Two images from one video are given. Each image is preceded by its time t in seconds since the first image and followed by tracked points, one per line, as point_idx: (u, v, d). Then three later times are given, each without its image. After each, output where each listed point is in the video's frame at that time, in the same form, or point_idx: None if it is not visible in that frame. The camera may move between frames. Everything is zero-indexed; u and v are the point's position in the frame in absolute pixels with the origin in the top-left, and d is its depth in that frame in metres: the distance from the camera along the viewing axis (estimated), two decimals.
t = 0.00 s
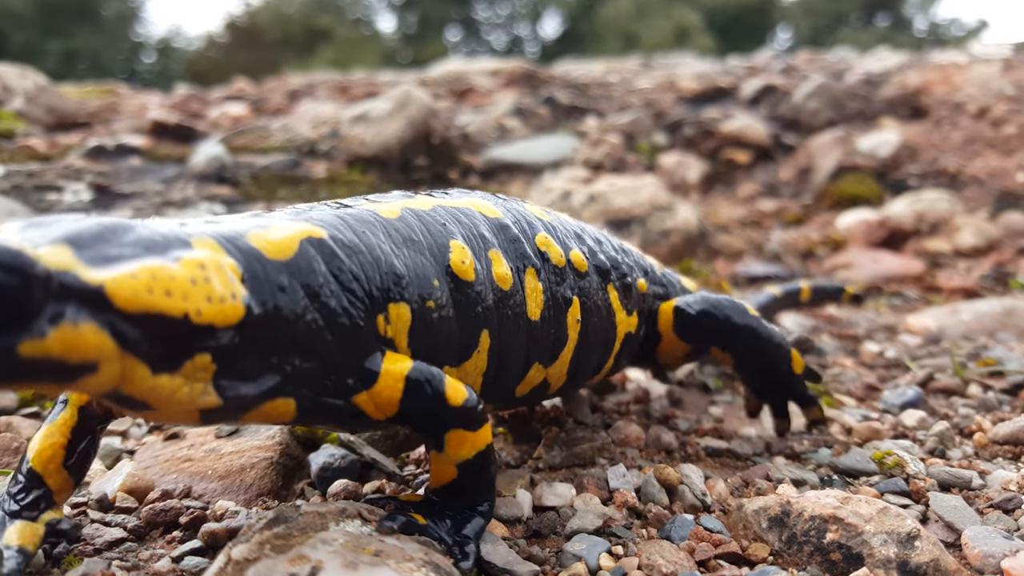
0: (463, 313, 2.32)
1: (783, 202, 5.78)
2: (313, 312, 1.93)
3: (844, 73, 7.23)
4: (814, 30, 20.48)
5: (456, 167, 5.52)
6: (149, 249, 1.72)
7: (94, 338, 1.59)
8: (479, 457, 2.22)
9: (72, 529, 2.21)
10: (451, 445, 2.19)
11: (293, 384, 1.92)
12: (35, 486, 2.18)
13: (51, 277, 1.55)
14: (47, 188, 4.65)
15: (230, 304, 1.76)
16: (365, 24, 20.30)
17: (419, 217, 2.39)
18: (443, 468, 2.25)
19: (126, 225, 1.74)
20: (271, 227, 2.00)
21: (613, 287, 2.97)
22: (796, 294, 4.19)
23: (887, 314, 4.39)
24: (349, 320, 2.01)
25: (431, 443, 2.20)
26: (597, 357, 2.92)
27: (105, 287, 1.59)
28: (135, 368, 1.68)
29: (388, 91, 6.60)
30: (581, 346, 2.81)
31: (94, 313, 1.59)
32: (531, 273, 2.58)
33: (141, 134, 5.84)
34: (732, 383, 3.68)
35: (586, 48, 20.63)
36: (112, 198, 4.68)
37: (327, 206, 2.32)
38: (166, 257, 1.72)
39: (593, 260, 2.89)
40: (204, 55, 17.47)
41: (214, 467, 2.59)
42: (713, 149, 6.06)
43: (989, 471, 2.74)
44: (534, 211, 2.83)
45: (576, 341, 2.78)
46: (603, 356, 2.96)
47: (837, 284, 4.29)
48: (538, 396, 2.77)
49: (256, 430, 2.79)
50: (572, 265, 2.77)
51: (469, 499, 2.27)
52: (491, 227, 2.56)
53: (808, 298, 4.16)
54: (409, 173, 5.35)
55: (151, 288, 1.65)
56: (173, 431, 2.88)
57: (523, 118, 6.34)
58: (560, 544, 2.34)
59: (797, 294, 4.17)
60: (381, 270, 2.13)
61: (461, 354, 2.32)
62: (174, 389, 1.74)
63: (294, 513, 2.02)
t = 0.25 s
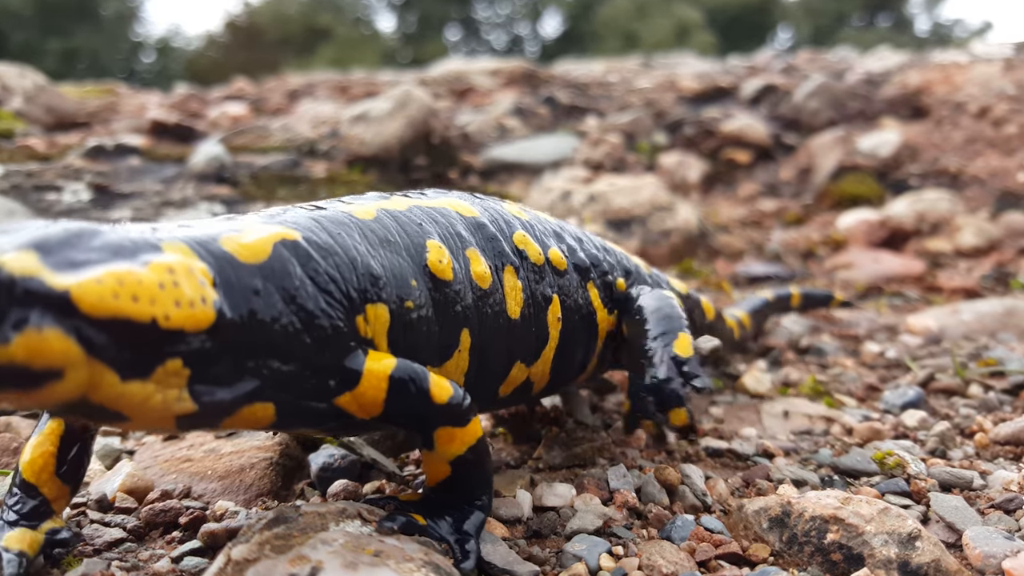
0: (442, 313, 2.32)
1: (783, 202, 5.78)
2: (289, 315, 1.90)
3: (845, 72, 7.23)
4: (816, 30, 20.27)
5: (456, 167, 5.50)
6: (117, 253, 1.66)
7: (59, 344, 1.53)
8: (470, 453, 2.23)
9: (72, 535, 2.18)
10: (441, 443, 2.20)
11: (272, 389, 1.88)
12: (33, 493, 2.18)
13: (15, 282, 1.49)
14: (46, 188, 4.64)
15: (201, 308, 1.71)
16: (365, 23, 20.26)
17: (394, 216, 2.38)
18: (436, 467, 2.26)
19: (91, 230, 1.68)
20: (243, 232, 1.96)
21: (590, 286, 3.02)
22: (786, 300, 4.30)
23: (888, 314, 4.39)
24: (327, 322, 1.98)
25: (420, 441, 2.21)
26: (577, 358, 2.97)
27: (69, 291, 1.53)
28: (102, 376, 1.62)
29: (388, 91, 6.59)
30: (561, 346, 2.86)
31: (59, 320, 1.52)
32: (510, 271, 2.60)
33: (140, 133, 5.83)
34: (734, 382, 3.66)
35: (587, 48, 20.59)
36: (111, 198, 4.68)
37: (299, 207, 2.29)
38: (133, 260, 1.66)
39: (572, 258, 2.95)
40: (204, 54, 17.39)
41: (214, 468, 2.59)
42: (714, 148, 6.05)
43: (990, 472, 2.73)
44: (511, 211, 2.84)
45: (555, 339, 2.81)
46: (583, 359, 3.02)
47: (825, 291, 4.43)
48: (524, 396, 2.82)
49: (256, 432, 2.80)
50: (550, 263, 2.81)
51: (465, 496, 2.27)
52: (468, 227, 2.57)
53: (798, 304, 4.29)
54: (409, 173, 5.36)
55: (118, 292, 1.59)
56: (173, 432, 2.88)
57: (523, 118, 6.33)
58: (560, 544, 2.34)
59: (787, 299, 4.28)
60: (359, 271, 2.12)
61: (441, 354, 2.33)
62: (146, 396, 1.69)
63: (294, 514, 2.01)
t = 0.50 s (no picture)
0: (419, 323, 2.29)
1: (784, 202, 5.78)
2: (258, 327, 1.86)
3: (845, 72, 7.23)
4: (816, 32, 19.63)
5: (456, 167, 5.48)
6: (76, 267, 1.64)
7: (13, 362, 1.52)
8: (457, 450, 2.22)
9: (75, 539, 2.17)
10: (427, 443, 2.19)
11: (240, 402, 1.85)
12: (31, 495, 2.17)
13: None
14: (46, 187, 4.64)
15: (163, 323, 1.67)
16: (365, 23, 20.18)
17: (369, 224, 2.33)
18: (427, 467, 2.25)
19: (54, 243, 1.67)
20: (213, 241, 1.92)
21: (572, 294, 2.96)
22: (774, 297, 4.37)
23: (889, 314, 4.38)
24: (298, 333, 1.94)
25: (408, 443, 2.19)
26: (559, 368, 2.93)
27: (23, 308, 1.53)
28: (61, 394, 1.60)
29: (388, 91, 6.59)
30: (543, 357, 2.81)
31: (12, 338, 1.52)
32: (488, 280, 2.57)
33: (139, 133, 5.83)
34: (735, 383, 3.65)
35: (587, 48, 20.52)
36: (111, 197, 4.68)
37: (273, 214, 2.25)
38: (93, 274, 1.63)
39: (552, 267, 2.88)
40: (204, 54, 17.32)
41: (213, 468, 2.60)
42: (714, 148, 6.05)
43: (991, 472, 2.73)
44: (492, 216, 2.79)
45: (537, 349, 2.77)
46: (567, 369, 2.98)
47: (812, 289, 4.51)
48: (505, 405, 2.76)
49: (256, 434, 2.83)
50: (529, 272, 2.75)
51: (461, 492, 2.27)
52: (446, 234, 2.53)
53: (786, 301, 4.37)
54: (409, 173, 5.36)
55: (74, 308, 1.56)
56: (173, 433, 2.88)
57: (523, 118, 6.33)
58: (561, 545, 2.33)
59: (775, 296, 4.36)
60: (331, 281, 2.09)
61: (418, 364, 2.30)
62: (107, 412, 1.66)
63: (293, 514, 2.01)
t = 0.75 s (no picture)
0: (395, 325, 2.24)
1: (784, 202, 5.77)
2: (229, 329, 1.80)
3: (846, 71, 7.23)
4: (818, 30, 19.33)
5: (456, 166, 5.49)
6: (38, 269, 1.59)
7: None
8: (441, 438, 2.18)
9: (76, 543, 2.14)
10: (409, 435, 2.15)
11: (206, 406, 1.79)
12: (30, 496, 2.14)
13: None
14: (45, 187, 4.64)
15: (129, 326, 1.62)
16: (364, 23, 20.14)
17: (342, 225, 2.29)
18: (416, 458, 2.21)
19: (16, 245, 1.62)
20: (181, 243, 1.86)
21: (551, 293, 2.93)
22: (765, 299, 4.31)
23: (889, 314, 4.38)
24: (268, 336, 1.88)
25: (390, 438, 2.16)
26: (540, 369, 2.91)
27: None
28: (20, 398, 1.55)
29: (387, 91, 6.59)
30: (522, 357, 2.80)
31: None
32: (464, 281, 2.54)
33: (138, 133, 5.82)
34: (735, 383, 3.64)
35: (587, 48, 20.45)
36: (110, 197, 4.67)
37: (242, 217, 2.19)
38: (55, 276, 1.58)
39: (530, 267, 2.84)
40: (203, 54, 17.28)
41: (212, 469, 2.60)
42: (714, 148, 6.05)
43: (992, 472, 2.72)
44: (469, 217, 2.76)
45: (514, 350, 2.75)
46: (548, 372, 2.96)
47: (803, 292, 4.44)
48: (485, 408, 2.77)
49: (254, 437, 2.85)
50: (507, 272, 2.72)
51: (454, 480, 2.27)
52: (421, 235, 2.49)
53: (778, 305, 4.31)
54: (409, 173, 5.36)
55: (34, 310, 1.51)
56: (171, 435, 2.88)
57: (523, 117, 6.32)
58: (561, 546, 2.32)
59: (766, 298, 4.29)
60: (302, 284, 2.03)
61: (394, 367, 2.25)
62: (68, 416, 1.61)
63: (293, 514, 2.00)
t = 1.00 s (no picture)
0: (348, 345, 2.10)
1: (785, 202, 5.77)
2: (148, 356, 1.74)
3: (847, 71, 7.22)
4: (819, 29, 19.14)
5: (456, 166, 5.50)
6: None
7: None
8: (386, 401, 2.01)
9: (73, 544, 2.13)
10: (349, 418, 1.99)
11: (120, 435, 1.74)
12: (21, 496, 2.12)
13: None
14: (44, 187, 4.63)
15: (40, 355, 1.59)
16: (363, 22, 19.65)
17: (291, 241, 2.16)
18: (365, 434, 2.06)
19: None
20: (110, 265, 1.80)
21: (522, 304, 2.79)
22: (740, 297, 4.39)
23: (890, 314, 4.37)
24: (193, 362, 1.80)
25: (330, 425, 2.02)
26: (512, 381, 2.77)
27: None
28: None
29: (387, 90, 6.58)
30: (492, 371, 2.65)
31: None
32: (427, 295, 2.40)
33: (137, 132, 5.82)
34: (736, 383, 3.64)
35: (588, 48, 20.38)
36: (109, 197, 4.66)
37: (185, 235, 2.08)
38: None
39: (499, 277, 2.71)
40: (202, 54, 17.23)
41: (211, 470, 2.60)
42: (715, 148, 6.05)
43: (993, 473, 2.72)
44: (434, 229, 2.63)
45: (484, 366, 2.61)
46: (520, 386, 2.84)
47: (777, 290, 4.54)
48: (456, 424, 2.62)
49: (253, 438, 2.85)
50: (475, 284, 2.58)
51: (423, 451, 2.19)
52: (380, 249, 2.36)
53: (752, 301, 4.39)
54: (408, 172, 5.36)
55: None
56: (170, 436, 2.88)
57: (523, 117, 6.31)
58: (561, 546, 2.32)
59: (741, 295, 4.38)
60: (238, 306, 1.91)
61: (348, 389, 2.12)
62: None
63: (293, 515, 2.00)
